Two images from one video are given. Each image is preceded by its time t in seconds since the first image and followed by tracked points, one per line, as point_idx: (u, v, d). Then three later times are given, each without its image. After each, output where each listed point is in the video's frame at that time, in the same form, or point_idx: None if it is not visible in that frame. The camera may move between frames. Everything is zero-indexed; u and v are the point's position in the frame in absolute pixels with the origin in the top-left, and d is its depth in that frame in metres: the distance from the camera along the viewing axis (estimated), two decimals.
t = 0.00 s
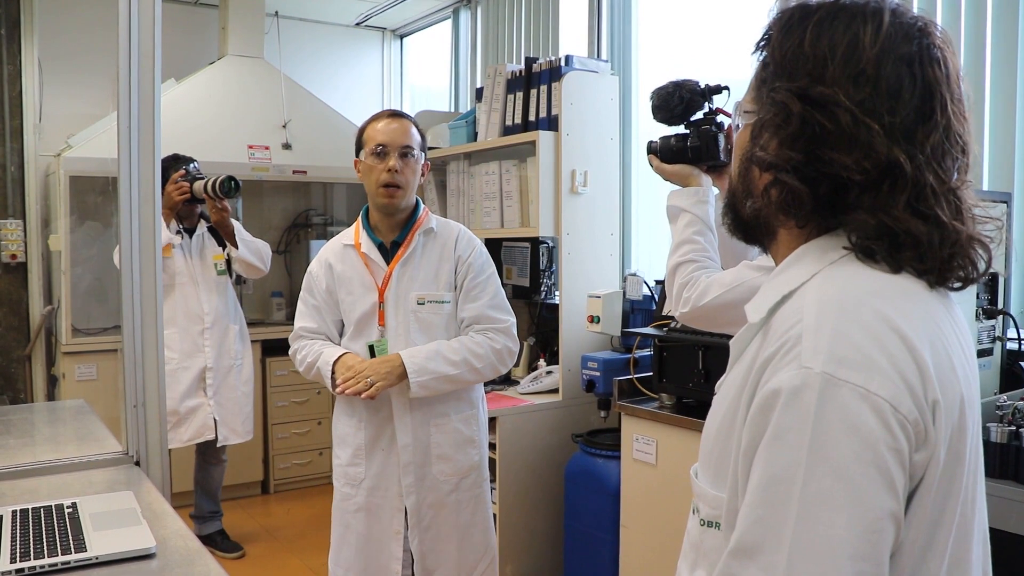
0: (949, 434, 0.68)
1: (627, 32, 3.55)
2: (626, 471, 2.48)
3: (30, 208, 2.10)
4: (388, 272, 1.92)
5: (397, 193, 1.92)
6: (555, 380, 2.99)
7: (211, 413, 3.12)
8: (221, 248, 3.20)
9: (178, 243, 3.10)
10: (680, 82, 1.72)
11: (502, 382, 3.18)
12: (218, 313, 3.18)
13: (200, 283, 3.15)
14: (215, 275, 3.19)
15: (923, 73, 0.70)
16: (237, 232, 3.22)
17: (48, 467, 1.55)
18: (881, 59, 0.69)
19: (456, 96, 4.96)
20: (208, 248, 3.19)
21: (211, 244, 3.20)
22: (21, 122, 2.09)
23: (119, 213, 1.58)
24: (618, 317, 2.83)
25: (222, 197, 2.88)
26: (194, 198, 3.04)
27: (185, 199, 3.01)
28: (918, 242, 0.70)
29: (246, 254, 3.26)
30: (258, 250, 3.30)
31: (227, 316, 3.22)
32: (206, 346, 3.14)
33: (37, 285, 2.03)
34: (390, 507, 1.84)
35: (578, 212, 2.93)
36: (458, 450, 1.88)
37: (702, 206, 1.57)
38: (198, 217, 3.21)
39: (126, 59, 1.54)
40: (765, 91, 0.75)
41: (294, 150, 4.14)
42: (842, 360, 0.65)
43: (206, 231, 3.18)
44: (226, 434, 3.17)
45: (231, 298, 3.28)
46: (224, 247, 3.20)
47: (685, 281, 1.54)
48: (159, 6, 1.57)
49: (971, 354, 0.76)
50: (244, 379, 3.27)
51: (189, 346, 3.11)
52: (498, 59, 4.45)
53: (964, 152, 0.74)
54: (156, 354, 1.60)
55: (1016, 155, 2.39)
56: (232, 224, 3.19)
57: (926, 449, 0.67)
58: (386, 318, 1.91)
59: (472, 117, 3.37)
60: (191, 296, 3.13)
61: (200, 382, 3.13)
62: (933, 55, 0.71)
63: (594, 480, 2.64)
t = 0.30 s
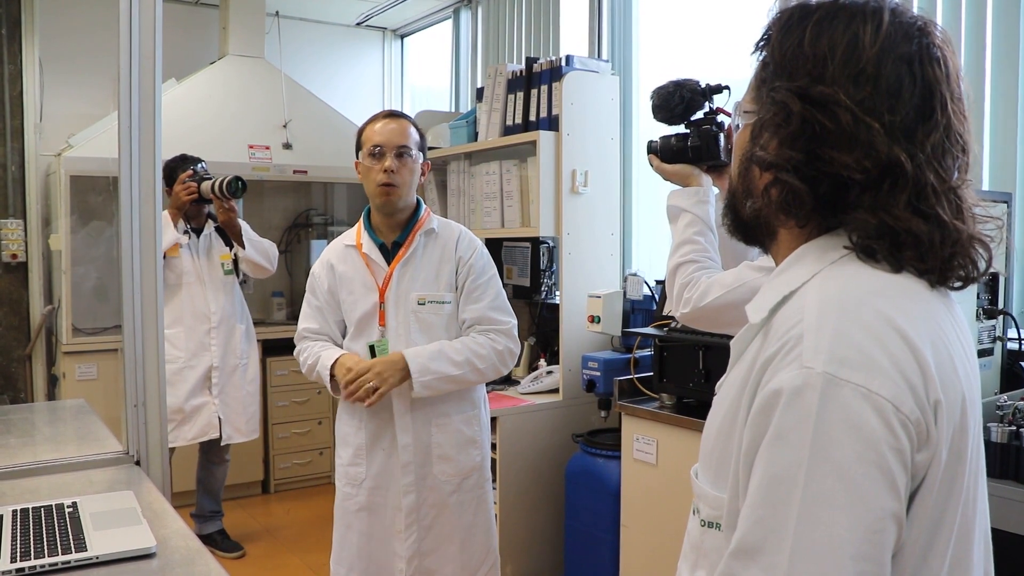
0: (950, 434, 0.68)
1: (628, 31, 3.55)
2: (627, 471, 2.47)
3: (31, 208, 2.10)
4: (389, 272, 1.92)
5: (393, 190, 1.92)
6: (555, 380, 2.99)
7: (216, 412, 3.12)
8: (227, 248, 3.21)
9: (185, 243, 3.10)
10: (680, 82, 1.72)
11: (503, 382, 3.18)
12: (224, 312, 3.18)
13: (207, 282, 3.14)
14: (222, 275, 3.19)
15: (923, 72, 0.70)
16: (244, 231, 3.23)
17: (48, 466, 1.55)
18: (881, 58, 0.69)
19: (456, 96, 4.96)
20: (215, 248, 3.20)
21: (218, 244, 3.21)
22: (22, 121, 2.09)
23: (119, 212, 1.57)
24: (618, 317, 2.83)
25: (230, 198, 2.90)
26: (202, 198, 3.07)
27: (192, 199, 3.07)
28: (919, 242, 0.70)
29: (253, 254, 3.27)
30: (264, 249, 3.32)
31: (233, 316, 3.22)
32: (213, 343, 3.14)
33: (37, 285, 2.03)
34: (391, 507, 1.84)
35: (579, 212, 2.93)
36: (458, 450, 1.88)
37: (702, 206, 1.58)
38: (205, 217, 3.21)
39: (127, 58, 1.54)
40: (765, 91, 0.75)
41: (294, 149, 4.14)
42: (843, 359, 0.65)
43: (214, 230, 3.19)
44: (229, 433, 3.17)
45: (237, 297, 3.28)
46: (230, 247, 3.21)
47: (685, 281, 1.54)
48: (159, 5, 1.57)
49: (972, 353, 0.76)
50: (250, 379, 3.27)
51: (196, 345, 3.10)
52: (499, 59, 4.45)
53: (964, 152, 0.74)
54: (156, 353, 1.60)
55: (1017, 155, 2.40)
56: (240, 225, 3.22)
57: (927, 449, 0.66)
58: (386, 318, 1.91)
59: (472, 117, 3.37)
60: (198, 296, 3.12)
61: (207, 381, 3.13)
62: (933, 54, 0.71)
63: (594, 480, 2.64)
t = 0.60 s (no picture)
0: (952, 435, 0.68)
1: (628, 31, 3.55)
2: (626, 471, 2.48)
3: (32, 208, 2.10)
4: (394, 268, 1.92)
5: (403, 187, 1.92)
6: (555, 380, 2.99)
7: (219, 412, 3.13)
8: (234, 248, 3.22)
9: (191, 243, 3.11)
10: (677, 82, 1.72)
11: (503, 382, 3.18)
12: (229, 312, 3.18)
13: (212, 282, 3.15)
14: (227, 275, 3.19)
15: (924, 72, 0.70)
16: (250, 232, 3.23)
17: (48, 467, 1.55)
18: (882, 57, 0.69)
19: (456, 96, 4.96)
20: (221, 249, 3.20)
21: (224, 244, 3.21)
22: (22, 122, 2.09)
23: (119, 212, 1.58)
24: (618, 317, 2.83)
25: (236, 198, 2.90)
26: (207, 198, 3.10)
27: (199, 199, 3.08)
28: (919, 241, 0.70)
29: (258, 255, 3.27)
30: (271, 250, 3.31)
31: (240, 316, 3.21)
32: (217, 343, 3.14)
33: (38, 285, 2.03)
34: (390, 506, 1.84)
35: (579, 212, 2.93)
36: (458, 451, 1.88)
37: (700, 207, 1.58)
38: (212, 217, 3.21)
39: (127, 58, 1.54)
40: (766, 91, 0.75)
41: (295, 150, 4.14)
42: (845, 360, 0.65)
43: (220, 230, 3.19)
44: (235, 433, 3.17)
45: (243, 297, 3.27)
46: (236, 248, 3.21)
47: (683, 283, 1.54)
48: (159, 5, 1.57)
49: (973, 353, 0.76)
50: (254, 379, 3.26)
51: (200, 344, 3.11)
52: (499, 59, 4.45)
53: (965, 152, 0.74)
54: (156, 353, 1.60)
55: (1017, 155, 2.40)
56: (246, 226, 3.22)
57: (928, 449, 0.66)
58: (389, 314, 1.90)
59: (472, 117, 3.36)
60: (203, 296, 3.13)
61: (211, 381, 3.14)
62: (934, 54, 0.71)
63: (594, 480, 2.64)
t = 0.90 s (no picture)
0: (952, 434, 0.68)
1: (627, 32, 3.55)
2: (626, 471, 2.48)
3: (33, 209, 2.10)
4: (405, 265, 1.92)
5: (418, 188, 1.93)
6: (555, 380, 2.99)
7: (222, 411, 3.12)
8: (238, 248, 3.21)
9: (196, 243, 3.11)
10: (674, 82, 1.71)
11: (503, 382, 3.19)
12: (233, 312, 3.18)
13: (217, 282, 3.15)
14: (231, 275, 3.19)
15: (926, 72, 0.70)
16: (254, 232, 3.23)
17: (49, 467, 1.55)
18: (884, 58, 0.69)
19: (456, 96, 4.97)
20: (225, 249, 3.20)
21: (228, 244, 3.21)
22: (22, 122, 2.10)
23: (119, 212, 1.58)
24: (618, 317, 2.83)
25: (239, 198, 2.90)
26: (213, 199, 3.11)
27: (203, 199, 3.11)
28: (921, 241, 0.70)
29: (263, 255, 3.27)
30: (275, 250, 3.31)
31: (242, 316, 3.21)
32: (221, 343, 3.14)
33: (38, 286, 2.03)
34: (392, 504, 1.84)
35: (579, 212, 2.93)
36: (458, 450, 1.89)
37: (697, 207, 1.57)
38: (216, 217, 3.20)
39: (127, 58, 1.54)
40: (768, 91, 0.75)
41: (295, 150, 4.14)
42: (847, 359, 0.65)
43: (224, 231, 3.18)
44: (237, 432, 3.16)
45: (247, 297, 3.27)
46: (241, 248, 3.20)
47: (681, 283, 1.54)
48: (160, 6, 1.57)
49: (975, 352, 0.76)
50: (258, 379, 3.26)
51: (204, 344, 3.10)
52: (499, 59, 4.45)
53: (968, 152, 0.74)
54: (157, 354, 1.60)
55: (1016, 155, 2.40)
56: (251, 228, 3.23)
57: (929, 448, 0.66)
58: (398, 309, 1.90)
59: (472, 117, 3.36)
60: (208, 295, 3.13)
61: (215, 381, 3.14)
62: (937, 54, 0.71)
63: (594, 479, 2.64)
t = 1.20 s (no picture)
0: (952, 435, 0.68)
1: (627, 32, 3.55)
2: (626, 471, 2.48)
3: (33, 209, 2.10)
4: (409, 265, 1.92)
5: (420, 183, 1.92)
6: (555, 381, 2.99)
7: (224, 411, 3.12)
8: (240, 249, 3.21)
9: (198, 243, 3.11)
10: (672, 83, 1.71)
11: (502, 382, 3.19)
12: (235, 313, 3.17)
13: (218, 281, 3.14)
14: (233, 276, 3.18)
15: (926, 73, 0.70)
16: (255, 232, 3.23)
17: (48, 468, 1.55)
18: (885, 59, 0.69)
19: (456, 97, 4.97)
20: (227, 249, 3.19)
21: (230, 244, 3.21)
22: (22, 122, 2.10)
23: (119, 212, 1.57)
24: (618, 318, 2.83)
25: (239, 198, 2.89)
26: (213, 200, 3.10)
27: (204, 200, 3.10)
28: (921, 242, 0.70)
29: (263, 255, 3.28)
30: (275, 251, 3.32)
31: (244, 316, 3.21)
32: (223, 343, 3.14)
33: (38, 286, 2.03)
34: (392, 504, 1.84)
35: (578, 212, 2.93)
36: (457, 450, 1.89)
37: (695, 208, 1.58)
38: (218, 218, 3.20)
39: (127, 59, 1.54)
40: (768, 92, 0.75)
41: (294, 150, 4.14)
42: (846, 360, 0.65)
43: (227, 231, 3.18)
44: (238, 432, 3.16)
45: (248, 297, 3.27)
46: (242, 248, 3.20)
47: (678, 283, 1.54)
48: (160, 7, 1.57)
49: (974, 353, 0.76)
50: (259, 379, 3.25)
51: (206, 343, 3.10)
52: (499, 60, 4.46)
53: (968, 153, 0.74)
54: (156, 354, 1.60)
55: (1016, 156, 2.40)
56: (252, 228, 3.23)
57: (929, 449, 0.66)
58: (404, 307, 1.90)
59: (472, 118, 3.35)
60: (209, 295, 3.13)
61: (216, 381, 3.13)
62: (937, 55, 0.71)
63: (594, 480, 2.64)
